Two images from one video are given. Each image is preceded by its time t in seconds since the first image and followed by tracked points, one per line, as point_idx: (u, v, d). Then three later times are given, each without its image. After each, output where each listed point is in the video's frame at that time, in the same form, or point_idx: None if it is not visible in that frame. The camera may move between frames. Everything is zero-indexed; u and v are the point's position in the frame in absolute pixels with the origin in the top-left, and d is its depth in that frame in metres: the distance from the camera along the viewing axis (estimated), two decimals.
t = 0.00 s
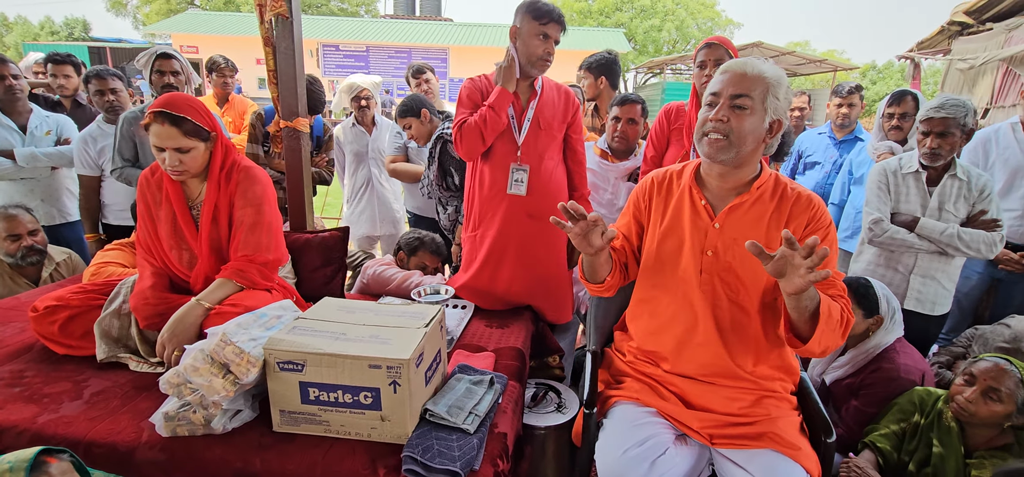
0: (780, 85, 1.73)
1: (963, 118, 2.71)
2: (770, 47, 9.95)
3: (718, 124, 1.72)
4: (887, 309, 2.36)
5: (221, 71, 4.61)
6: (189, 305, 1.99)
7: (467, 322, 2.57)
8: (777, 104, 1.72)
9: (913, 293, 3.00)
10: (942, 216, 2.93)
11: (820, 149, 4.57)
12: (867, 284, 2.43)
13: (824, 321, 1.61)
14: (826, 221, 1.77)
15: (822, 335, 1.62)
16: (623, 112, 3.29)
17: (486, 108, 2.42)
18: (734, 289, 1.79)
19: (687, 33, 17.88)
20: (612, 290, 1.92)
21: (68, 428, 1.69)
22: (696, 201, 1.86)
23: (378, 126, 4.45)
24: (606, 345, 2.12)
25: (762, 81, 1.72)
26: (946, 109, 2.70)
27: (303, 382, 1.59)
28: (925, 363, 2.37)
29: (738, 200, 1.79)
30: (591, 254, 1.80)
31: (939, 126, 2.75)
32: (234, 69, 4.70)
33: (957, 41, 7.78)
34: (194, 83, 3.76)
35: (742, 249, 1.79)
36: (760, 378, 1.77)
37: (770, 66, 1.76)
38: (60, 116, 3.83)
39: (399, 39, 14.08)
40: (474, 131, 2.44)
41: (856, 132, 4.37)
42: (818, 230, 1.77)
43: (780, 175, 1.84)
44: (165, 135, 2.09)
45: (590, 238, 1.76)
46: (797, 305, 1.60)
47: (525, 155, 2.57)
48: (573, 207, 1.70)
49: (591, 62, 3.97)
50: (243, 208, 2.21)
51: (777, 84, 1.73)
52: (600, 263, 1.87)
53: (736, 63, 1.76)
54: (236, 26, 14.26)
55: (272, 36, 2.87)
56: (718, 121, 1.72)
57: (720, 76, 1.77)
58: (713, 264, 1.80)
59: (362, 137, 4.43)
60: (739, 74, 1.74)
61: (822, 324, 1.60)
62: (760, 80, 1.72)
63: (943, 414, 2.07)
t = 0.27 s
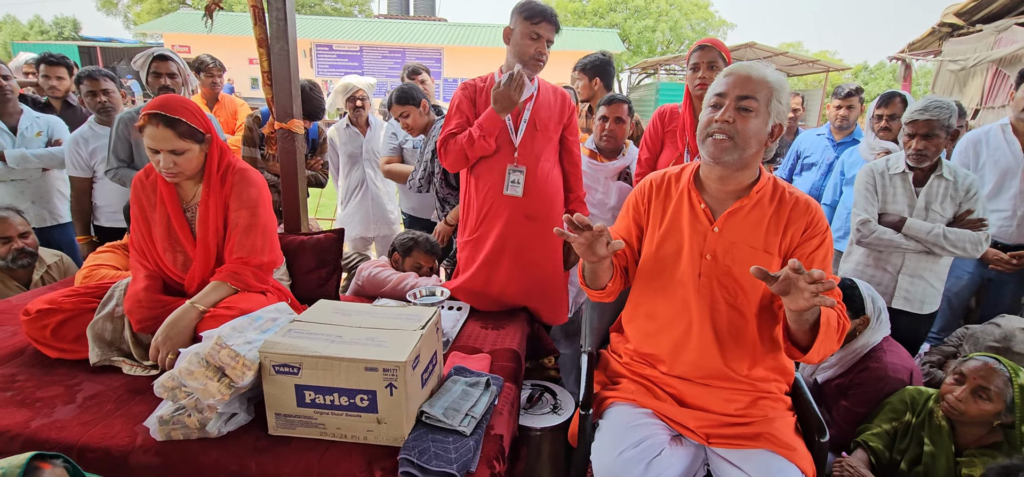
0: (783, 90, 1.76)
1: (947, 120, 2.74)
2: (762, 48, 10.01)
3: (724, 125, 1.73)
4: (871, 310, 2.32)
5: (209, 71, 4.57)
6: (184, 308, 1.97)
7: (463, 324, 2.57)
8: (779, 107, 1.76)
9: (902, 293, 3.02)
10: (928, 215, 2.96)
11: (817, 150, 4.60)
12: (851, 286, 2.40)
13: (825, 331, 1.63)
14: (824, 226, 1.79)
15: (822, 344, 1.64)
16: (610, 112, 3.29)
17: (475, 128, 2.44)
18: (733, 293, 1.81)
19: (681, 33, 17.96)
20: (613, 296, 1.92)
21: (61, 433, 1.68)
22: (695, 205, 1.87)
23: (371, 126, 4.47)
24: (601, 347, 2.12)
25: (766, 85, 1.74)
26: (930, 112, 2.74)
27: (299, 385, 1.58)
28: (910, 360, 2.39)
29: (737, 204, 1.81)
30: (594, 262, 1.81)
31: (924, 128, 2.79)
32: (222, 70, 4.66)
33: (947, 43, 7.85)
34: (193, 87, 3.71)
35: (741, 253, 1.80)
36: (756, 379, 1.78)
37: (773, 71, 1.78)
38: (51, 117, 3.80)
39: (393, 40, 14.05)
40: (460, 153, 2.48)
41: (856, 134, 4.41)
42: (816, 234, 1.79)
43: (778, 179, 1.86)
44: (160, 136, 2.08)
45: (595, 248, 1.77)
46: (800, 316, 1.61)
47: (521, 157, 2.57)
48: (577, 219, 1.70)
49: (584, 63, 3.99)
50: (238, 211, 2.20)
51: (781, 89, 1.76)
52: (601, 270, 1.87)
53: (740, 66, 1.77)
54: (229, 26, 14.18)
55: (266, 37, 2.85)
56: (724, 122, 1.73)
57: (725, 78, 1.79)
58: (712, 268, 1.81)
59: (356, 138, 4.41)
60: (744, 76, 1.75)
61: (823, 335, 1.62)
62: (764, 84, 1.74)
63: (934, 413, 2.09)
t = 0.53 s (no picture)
0: (784, 91, 1.77)
1: (937, 120, 2.77)
2: (757, 47, 10.05)
3: (725, 126, 1.74)
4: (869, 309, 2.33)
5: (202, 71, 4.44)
6: (179, 309, 1.97)
7: (459, 323, 2.57)
8: (780, 109, 1.77)
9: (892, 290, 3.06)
10: (918, 214, 2.98)
11: (809, 150, 4.63)
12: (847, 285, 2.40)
13: (823, 332, 1.64)
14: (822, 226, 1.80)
15: (819, 345, 1.65)
16: (591, 109, 3.27)
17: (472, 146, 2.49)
18: (731, 293, 1.82)
19: (676, 33, 18.00)
20: (611, 294, 1.93)
21: (56, 434, 1.68)
22: (693, 206, 1.88)
23: (366, 126, 4.46)
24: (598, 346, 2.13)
25: (767, 86, 1.76)
26: (920, 112, 2.77)
27: (295, 385, 1.58)
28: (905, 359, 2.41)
29: (735, 205, 1.82)
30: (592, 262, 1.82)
31: (914, 128, 2.81)
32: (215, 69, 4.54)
33: (940, 43, 7.90)
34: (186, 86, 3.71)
35: (739, 253, 1.81)
36: (752, 378, 1.79)
37: (774, 72, 1.80)
38: (44, 118, 3.78)
39: (388, 39, 14.03)
40: (453, 167, 2.60)
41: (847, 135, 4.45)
42: (812, 234, 1.79)
43: (775, 180, 1.87)
44: (155, 137, 2.08)
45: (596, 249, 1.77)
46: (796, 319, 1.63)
47: (515, 156, 2.57)
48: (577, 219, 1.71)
49: (579, 63, 4.01)
50: (233, 211, 2.20)
51: (781, 90, 1.77)
52: (600, 269, 1.87)
53: (740, 67, 1.79)
54: (223, 25, 14.12)
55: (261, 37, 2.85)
56: (724, 123, 1.74)
57: (726, 78, 1.79)
58: (710, 269, 1.82)
59: (351, 138, 4.41)
60: (746, 77, 1.76)
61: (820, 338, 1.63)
62: (765, 85, 1.75)
63: (927, 410, 2.10)
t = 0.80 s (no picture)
0: (781, 89, 1.77)
1: (931, 118, 2.76)
2: (754, 47, 10.05)
3: (721, 126, 1.74)
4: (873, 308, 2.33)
5: (202, 70, 4.42)
6: (176, 308, 1.96)
7: (458, 322, 2.56)
8: (776, 107, 1.77)
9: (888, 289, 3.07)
10: (914, 212, 2.99)
11: (796, 148, 4.65)
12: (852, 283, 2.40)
13: (818, 329, 1.62)
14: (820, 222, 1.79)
15: (815, 340, 1.63)
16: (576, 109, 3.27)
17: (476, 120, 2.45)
18: (730, 290, 1.81)
19: (673, 33, 18.02)
20: (601, 287, 1.92)
21: (53, 434, 1.67)
22: (691, 203, 1.88)
23: (366, 126, 4.44)
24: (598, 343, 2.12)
25: (764, 84, 1.75)
26: (915, 110, 2.77)
27: (294, 384, 1.58)
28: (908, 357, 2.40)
29: (734, 201, 1.83)
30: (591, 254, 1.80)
31: (909, 126, 2.80)
32: (215, 69, 4.53)
33: (936, 42, 7.92)
34: (175, 84, 3.71)
35: (738, 249, 1.81)
36: (752, 376, 1.79)
37: (770, 71, 1.79)
38: (41, 117, 3.76)
39: (386, 39, 14.01)
40: (462, 144, 2.50)
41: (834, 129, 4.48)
42: (809, 229, 1.79)
43: (773, 176, 1.87)
44: (152, 136, 2.07)
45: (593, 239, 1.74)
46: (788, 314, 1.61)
47: (510, 155, 2.57)
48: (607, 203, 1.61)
49: (575, 62, 3.99)
50: (231, 210, 2.19)
51: (778, 88, 1.77)
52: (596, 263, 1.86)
53: (738, 65, 1.78)
54: (220, 25, 14.09)
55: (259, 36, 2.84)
56: (722, 122, 1.74)
57: (723, 77, 1.79)
58: (709, 266, 1.82)
59: (349, 138, 4.39)
60: (742, 75, 1.76)
61: (814, 331, 1.62)
62: (762, 83, 1.75)
63: (926, 407, 2.10)
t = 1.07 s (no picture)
0: (772, 88, 1.73)
1: (928, 118, 2.76)
2: (754, 46, 10.06)
3: (707, 128, 1.74)
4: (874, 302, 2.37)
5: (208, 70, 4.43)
6: (179, 310, 1.96)
7: (460, 323, 2.57)
8: (768, 107, 1.73)
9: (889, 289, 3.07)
10: (913, 213, 2.98)
11: (789, 148, 4.86)
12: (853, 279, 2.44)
13: (771, 286, 1.56)
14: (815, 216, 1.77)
15: (772, 301, 1.56)
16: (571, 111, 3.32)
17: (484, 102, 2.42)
18: (725, 285, 1.81)
19: (673, 33, 18.02)
20: (609, 281, 1.90)
21: (56, 436, 1.67)
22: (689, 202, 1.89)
23: (366, 126, 4.43)
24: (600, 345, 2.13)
25: (754, 84, 1.72)
26: (912, 110, 2.76)
27: (296, 385, 1.58)
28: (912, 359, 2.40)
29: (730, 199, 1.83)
30: (608, 227, 1.78)
31: (906, 127, 2.80)
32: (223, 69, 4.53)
33: (936, 42, 7.92)
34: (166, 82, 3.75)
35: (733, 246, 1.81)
36: (755, 376, 1.79)
37: (763, 70, 1.75)
38: (42, 119, 3.76)
39: (386, 39, 14.02)
40: (472, 129, 2.44)
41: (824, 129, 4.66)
42: (800, 217, 1.76)
43: (768, 174, 1.86)
44: (154, 137, 2.07)
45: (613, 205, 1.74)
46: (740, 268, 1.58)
47: (510, 155, 2.58)
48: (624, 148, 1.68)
49: (575, 62, 3.99)
50: (233, 211, 2.20)
51: (769, 87, 1.73)
52: (605, 250, 1.84)
53: (728, 67, 1.76)
54: (220, 25, 14.10)
55: (261, 38, 2.85)
56: (708, 124, 1.74)
57: (713, 79, 1.77)
58: (705, 263, 1.82)
59: (350, 138, 4.40)
60: (731, 77, 1.74)
61: (769, 290, 1.55)
62: (751, 83, 1.72)
63: (927, 407, 2.11)
